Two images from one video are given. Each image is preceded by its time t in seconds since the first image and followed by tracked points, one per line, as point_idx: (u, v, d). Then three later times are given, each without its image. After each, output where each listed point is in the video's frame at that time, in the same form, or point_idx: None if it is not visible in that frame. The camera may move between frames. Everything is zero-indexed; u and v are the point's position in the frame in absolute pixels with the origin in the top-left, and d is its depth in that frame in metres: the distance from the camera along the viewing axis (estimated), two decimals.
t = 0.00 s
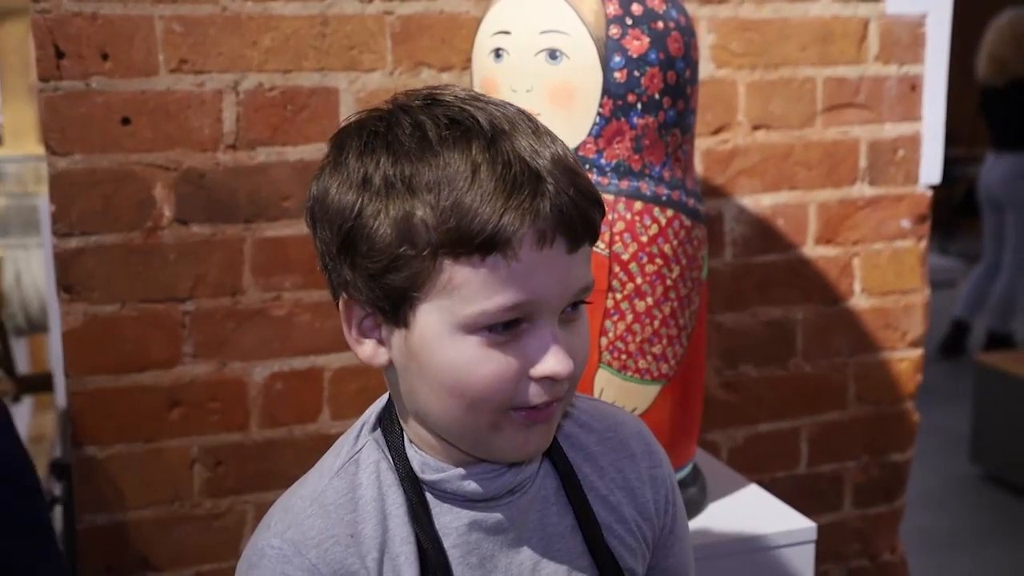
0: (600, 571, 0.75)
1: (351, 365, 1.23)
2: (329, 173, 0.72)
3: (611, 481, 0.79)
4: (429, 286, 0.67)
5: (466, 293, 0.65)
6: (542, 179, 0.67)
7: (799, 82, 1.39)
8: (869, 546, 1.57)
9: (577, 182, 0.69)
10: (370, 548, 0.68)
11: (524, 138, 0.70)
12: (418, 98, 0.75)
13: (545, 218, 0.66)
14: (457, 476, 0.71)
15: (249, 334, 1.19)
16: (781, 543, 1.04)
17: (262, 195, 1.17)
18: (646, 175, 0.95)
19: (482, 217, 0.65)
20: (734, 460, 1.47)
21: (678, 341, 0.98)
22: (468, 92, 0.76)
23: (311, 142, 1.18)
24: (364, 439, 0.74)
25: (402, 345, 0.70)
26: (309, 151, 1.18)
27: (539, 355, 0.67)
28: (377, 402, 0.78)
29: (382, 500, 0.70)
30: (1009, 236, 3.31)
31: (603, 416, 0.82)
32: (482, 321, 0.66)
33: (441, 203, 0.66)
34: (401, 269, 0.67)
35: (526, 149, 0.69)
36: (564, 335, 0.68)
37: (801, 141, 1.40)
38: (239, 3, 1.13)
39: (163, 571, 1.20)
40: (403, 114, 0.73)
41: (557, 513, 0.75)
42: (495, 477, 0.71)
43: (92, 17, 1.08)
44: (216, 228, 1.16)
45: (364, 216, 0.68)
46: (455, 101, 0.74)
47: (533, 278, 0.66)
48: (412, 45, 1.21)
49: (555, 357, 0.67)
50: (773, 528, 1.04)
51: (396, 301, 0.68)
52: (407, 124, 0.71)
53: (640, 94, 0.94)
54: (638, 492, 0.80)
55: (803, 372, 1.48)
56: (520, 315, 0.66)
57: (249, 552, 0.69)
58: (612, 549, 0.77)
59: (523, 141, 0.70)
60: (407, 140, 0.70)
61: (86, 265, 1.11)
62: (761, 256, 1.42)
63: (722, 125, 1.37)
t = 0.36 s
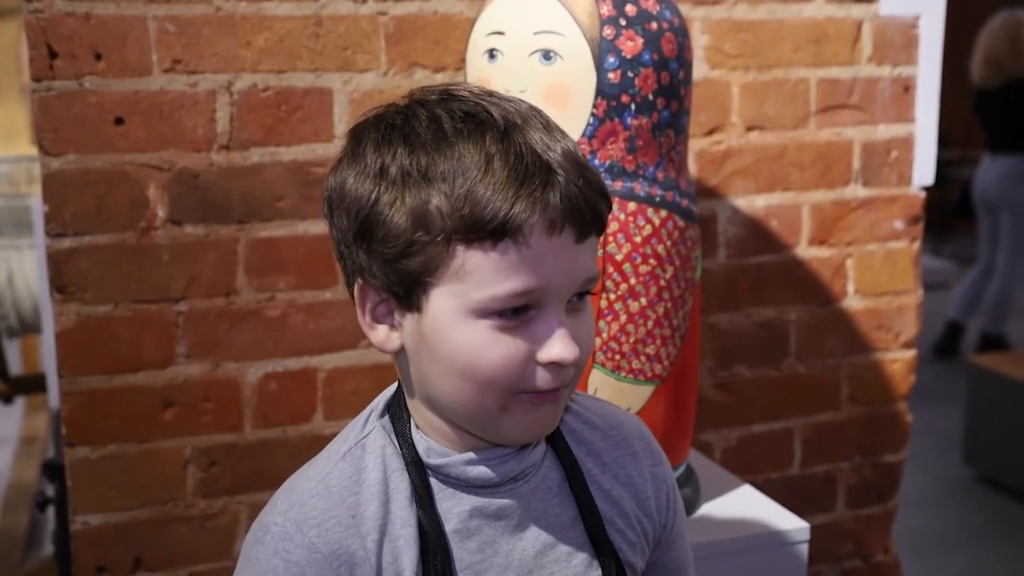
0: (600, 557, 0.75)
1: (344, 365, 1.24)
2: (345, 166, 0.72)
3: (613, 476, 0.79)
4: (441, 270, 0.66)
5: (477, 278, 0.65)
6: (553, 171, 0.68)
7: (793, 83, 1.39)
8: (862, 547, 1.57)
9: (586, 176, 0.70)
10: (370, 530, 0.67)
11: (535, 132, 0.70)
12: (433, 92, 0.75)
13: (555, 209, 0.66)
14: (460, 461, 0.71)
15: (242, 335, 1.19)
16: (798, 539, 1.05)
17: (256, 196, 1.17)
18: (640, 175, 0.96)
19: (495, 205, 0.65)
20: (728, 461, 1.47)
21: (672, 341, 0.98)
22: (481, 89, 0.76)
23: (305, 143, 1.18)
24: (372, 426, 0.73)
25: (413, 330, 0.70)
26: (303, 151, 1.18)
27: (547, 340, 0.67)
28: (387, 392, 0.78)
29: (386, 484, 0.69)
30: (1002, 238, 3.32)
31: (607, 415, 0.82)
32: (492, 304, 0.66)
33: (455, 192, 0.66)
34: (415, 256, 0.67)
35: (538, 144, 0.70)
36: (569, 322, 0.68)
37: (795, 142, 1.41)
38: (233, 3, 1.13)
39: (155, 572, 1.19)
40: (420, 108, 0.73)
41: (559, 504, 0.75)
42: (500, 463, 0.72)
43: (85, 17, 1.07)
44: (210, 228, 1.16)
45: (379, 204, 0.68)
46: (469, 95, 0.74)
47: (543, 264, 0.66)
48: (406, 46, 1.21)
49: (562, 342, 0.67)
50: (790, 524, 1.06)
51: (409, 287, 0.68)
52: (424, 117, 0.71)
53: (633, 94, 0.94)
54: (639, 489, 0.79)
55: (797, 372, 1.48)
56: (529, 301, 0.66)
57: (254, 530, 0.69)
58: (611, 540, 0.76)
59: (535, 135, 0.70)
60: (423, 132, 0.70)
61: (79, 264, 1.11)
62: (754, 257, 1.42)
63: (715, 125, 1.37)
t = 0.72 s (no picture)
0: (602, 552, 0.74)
1: (339, 364, 1.24)
2: (355, 160, 0.73)
3: (614, 476, 0.79)
4: (449, 262, 0.67)
5: (485, 269, 0.67)
6: (559, 164, 0.69)
7: (787, 83, 1.40)
8: (856, 546, 1.57)
9: (592, 170, 0.71)
10: (373, 515, 0.68)
11: (543, 127, 0.72)
12: (443, 88, 0.76)
13: (561, 201, 0.67)
14: (465, 450, 0.71)
15: (237, 334, 1.19)
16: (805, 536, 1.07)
17: (251, 195, 1.17)
18: (635, 175, 0.96)
19: (502, 197, 0.66)
20: (722, 460, 1.47)
21: (667, 341, 0.98)
22: (490, 86, 0.77)
23: (301, 142, 1.18)
24: (380, 415, 0.75)
25: (421, 320, 0.71)
26: (298, 151, 1.18)
27: (552, 330, 0.68)
28: (395, 384, 0.79)
29: (390, 471, 0.71)
30: (997, 238, 3.32)
31: (607, 417, 0.82)
32: (499, 295, 0.67)
33: (464, 184, 0.67)
34: (424, 247, 0.68)
35: (545, 139, 0.71)
36: (575, 314, 0.69)
37: (789, 142, 1.41)
38: (228, 2, 1.13)
39: (150, 571, 1.19)
40: (431, 102, 0.74)
41: (562, 499, 0.75)
42: (507, 453, 0.72)
43: (81, 16, 1.07)
44: (205, 228, 1.16)
45: (389, 197, 0.69)
46: (478, 91, 0.75)
47: (549, 255, 0.67)
48: (401, 46, 1.21)
49: (567, 333, 0.68)
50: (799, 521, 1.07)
51: (417, 278, 0.69)
52: (433, 112, 0.73)
53: (629, 94, 0.95)
54: (641, 488, 0.79)
55: (791, 372, 1.49)
56: (535, 292, 0.67)
57: (261, 513, 0.70)
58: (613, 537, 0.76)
59: (542, 129, 0.71)
60: (433, 126, 0.71)
61: (75, 263, 1.11)
62: (749, 256, 1.43)
63: (710, 125, 1.37)
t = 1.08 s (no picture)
0: (611, 553, 0.75)
1: (337, 365, 1.24)
2: (367, 161, 0.75)
3: (624, 476, 0.79)
4: (454, 261, 0.68)
5: (490, 267, 0.67)
6: (564, 165, 0.69)
7: (784, 84, 1.40)
8: (853, 547, 1.58)
9: (598, 170, 0.71)
10: (385, 509, 0.69)
11: (549, 127, 0.72)
12: (454, 90, 0.77)
13: (564, 201, 0.68)
14: (477, 447, 0.72)
15: (236, 335, 1.19)
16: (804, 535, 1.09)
17: (249, 195, 1.17)
18: (633, 176, 0.96)
19: (505, 197, 0.67)
20: (720, 461, 1.47)
21: (664, 342, 0.98)
22: (502, 87, 0.78)
23: (299, 143, 1.19)
24: (394, 412, 0.75)
25: (430, 318, 0.72)
26: (296, 151, 1.18)
27: (558, 329, 0.68)
28: (410, 382, 0.80)
29: (402, 467, 0.72)
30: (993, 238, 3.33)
31: (616, 416, 0.83)
32: (505, 294, 0.67)
33: (468, 185, 0.68)
34: (431, 246, 0.69)
35: (551, 139, 0.71)
36: (581, 312, 0.70)
37: (787, 143, 1.41)
38: (226, 3, 1.13)
39: (148, 572, 1.19)
40: (440, 104, 0.75)
41: (572, 499, 0.75)
42: (519, 451, 0.73)
43: (79, 17, 1.08)
44: (204, 228, 1.16)
45: (397, 197, 0.71)
46: (487, 92, 0.76)
47: (552, 254, 0.67)
48: (399, 47, 1.21)
49: (572, 332, 0.68)
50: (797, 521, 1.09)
51: (425, 277, 0.70)
52: (442, 114, 0.74)
53: (626, 96, 0.95)
54: (651, 486, 0.80)
55: (789, 372, 1.49)
56: (540, 291, 0.68)
57: (274, 505, 0.71)
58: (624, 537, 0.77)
59: (548, 130, 0.72)
60: (441, 128, 0.72)
61: (73, 264, 1.11)
62: (747, 257, 1.43)
63: (708, 126, 1.37)
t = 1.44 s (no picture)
0: (621, 558, 0.75)
1: (335, 365, 1.24)
2: (382, 161, 0.75)
3: (638, 481, 0.79)
4: (468, 258, 0.69)
5: (504, 264, 0.68)
6: (578, 164, 0.70)
7: (782, 85, 1.40)
8: (850, 548, 1.58)
9: (613, 169, 0.72)
10: (392, 510, 0.70)
11: (564, 127, 0.73)
12: (469, 90, 0.78)
13: (579, 199, 0.68)
14: (487, 448, 0.72)
15: (234, 335, 1.19)
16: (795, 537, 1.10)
17: (247, 196, 1.17)
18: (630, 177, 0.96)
19: (520, 194, 0.67)
20: (718, 462, 1.47)
21: (662, 342, 0.98)
22: (516, 89, 0.79)
23: (296, 144, 1.19)
24: (404, 413, 0.76)
25: (443, 316, 0.72)
26: (294, 152, 1.18)
27: (572, 327, 0.69)
28: (420, 384, 0.81)
29: (411, 468, 0.72)
30: (990, 239, 3.33)
31: (631, 421, 0.83)
32: (520, 291, 0.68)
33: (483, 182, 0.69)
34: (445, 243, 0.69)
35: (566, 139, 0.72)
36: (594, 312, 0.70)
37: (784, 145, 1.41)
38: (224, 4, 1.13)
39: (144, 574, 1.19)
40: (454, 104, 0.76)
41: (583, 503, 0.75)
42: (529, 452, 0.73)
43: (76, 18, 1.07)
44: (201, 229, 1.16)
45: (412, 194, 0.71)
46: (502, 92, 0.77)
47: (567, 253, 0.68)
48: (396, 47, 1.21)
49: (585, 331, 0.69)
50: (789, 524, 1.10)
51: (438, 274, 0.71)
52: (457, 112, 0.74)
53: (624, 96, 0.95)
54: (664, 493, 0.80)
55: (787, 373, 1.49)
56: (554, 289, 0.68)
57: (283, 506, 0.72)
58: (636, 541, 0.77)
59: (563, 130, 0.73)
60: (456, 126, 0.73)
61: (70, 265, 1.11)
62: (744, 258, 1.43)
63: (705, 127, 1.37)
